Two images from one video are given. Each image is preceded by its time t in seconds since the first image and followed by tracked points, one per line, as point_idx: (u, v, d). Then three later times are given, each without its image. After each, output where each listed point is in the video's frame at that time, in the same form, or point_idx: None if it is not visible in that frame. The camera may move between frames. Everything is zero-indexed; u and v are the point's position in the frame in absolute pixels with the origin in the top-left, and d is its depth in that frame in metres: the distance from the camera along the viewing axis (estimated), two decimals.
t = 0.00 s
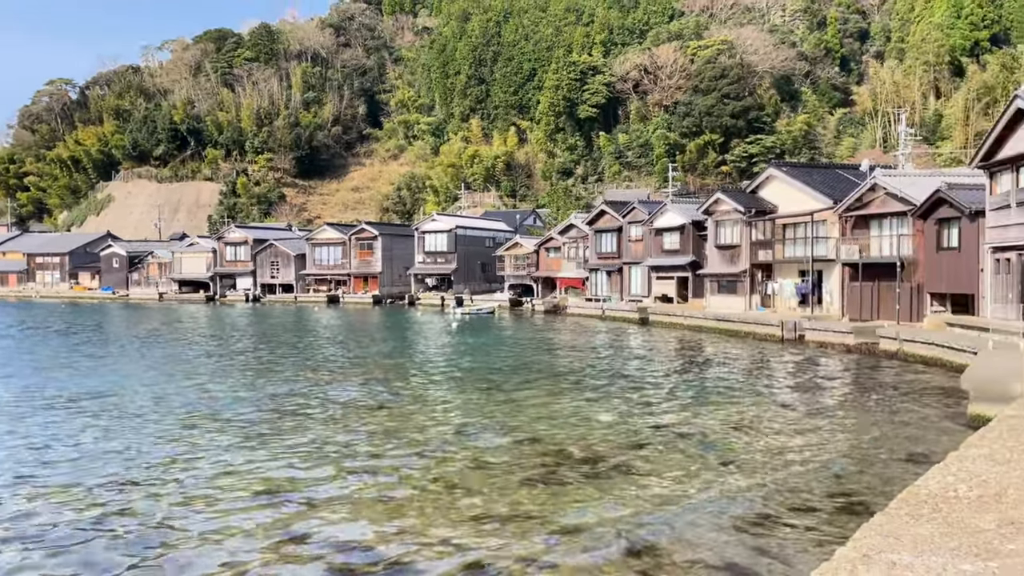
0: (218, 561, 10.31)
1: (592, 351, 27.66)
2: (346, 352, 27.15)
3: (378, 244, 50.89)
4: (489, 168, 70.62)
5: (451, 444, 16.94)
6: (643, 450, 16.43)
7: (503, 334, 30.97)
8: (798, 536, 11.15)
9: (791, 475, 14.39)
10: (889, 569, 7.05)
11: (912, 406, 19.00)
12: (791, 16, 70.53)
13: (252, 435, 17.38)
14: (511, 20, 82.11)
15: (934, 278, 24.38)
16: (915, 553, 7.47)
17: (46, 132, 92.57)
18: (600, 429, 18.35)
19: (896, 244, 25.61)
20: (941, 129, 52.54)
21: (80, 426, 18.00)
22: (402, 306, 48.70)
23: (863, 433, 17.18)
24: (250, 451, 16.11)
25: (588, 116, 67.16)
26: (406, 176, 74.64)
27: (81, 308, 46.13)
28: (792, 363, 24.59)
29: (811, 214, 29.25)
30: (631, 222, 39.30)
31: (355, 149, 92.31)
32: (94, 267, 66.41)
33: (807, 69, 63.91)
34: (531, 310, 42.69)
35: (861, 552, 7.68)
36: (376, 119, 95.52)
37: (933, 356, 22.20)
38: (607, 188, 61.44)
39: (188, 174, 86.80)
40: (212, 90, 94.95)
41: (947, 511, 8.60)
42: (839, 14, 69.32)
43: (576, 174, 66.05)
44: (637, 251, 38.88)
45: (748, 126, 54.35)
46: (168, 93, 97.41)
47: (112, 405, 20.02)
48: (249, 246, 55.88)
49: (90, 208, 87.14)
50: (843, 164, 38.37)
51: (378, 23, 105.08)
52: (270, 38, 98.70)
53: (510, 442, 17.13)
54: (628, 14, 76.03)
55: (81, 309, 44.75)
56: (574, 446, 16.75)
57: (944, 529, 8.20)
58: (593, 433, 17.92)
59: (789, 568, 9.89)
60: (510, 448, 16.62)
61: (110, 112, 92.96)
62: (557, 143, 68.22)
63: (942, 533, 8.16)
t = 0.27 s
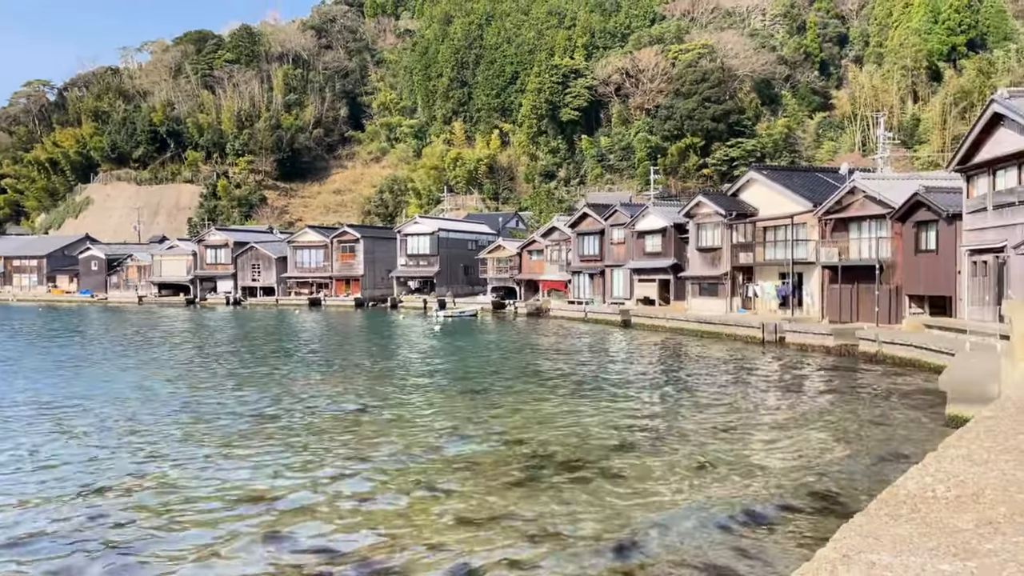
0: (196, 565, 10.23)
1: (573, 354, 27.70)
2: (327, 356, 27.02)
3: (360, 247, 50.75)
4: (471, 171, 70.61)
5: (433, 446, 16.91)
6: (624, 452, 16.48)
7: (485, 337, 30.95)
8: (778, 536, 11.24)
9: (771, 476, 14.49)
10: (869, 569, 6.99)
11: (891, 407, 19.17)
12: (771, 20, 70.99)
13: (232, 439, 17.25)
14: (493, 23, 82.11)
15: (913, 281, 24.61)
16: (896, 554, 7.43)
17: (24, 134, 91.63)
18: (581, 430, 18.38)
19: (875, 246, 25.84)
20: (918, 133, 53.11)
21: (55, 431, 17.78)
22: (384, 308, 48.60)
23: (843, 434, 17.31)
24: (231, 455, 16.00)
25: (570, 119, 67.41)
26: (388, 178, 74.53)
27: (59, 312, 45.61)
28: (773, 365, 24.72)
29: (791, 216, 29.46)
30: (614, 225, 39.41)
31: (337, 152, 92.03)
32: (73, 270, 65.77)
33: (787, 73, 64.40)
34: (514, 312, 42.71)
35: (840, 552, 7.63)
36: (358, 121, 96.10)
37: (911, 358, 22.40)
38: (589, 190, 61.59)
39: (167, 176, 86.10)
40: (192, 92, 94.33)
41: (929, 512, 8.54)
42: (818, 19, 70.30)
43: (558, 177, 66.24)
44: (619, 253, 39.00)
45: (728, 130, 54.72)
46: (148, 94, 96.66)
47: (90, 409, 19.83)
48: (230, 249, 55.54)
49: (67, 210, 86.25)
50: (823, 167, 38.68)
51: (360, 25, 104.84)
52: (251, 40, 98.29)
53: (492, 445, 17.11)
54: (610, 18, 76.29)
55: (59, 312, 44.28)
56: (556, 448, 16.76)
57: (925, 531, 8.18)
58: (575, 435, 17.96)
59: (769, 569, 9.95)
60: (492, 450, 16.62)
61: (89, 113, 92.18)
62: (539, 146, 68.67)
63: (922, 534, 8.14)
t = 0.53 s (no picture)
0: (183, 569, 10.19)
1: (561, 356, 27.71)
2: (316, 359, 26.92)
3: (348, 250, 50.64)
4: (459, 173, 70.52)
5: (422, 448, 16.90)
6: (612, 453, 16.52)
7: (472, 340, 30.94)
8: (765, 537, 11.30)
9: (758, 477, 14.56)
10: (856, 570, 7.01)
11: (878, 408, 19.28)
12: (758, 24, 71.23)
13: (219, 443, 17.18)
14: (482, 25, 82.12)
15: (899, 283, 24.75)
16: (882, 554, 7.48)
17: (9, 136, 90.97)
18: (569, 433, 18.41)
19: (862, 249, 25.97)
20: (904, 136, 53.44)
21: (39, 435, 17.64)
22: (373, 311, 48.50)
23: (829, 435, 17.42)
24: (218, 458, 15.96)
25: (558, 122, 67.51)
26: (377, 181, 74.40)
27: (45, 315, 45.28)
28: (760, 367, 24.81)
29: (778, 219, 29.58)
30: (602, 228, 39.47)
31: (325, 154, 91.75)
32: (59, 273, 65.29)
33: (774, 77, 64.65)
34: (502, 315, 42.69)
35: (827, 553, 7.65)
36: (347, 124, 96.07)
37: (897, 360, 22.51)
38: (577, 193, 61.67)
39: (154, 179, 85.62)
40: (179, 94, 93.88)
41: (915, 514, 8.60)
42: (805, 22, 70.72)
43: (547, 179, 66.30)
44: (607, 256, 39.05)
45: (716, 133, 54.85)
46: (134, 96, 96.15)
47: (75, 413, 19.70)
48: (217, 252, 55.31)
49: (53, 213, 85.58)
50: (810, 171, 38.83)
51: (349, 27, 104.71)
52: (238, 43, 98.10)
53: (479, 447, 17.11)
54: (598, 21, 76.45)
55: (45, 316, 43.93)
56: (544, 450, 16.77)
57: (910, 532, 8.23)
58: (563, 437, 17.97)
59: (756, 569, 10.00)
60: (480, 452, 16.63)
61: (75, 115, 91.67)
62: (528, 149, 68.70)
63: (907, 534, 8.20)
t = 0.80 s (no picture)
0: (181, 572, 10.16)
1: (558, 358, 27.72)
2: (313, 361, 26.90)
3: (345, 252, 50.60)
4: (456, 176, 70.50)
5: (419, 450, 16.90)
6: (609, 455, 16.54)
7: (469, 342, 30.92)
8: (762, 539, 11.31)
9: (755, 479, 14.58)
10: (852, 572, 7.04)
11: (874, 409, 19.33)
12: (754, 25, 71.27)
13: (216, 445, 17.14)
14: (478, 27, 82.14)
15: (895, 285, 24.80)
16: (878, 555, 7.51)
17: (4, 138, 90.82)
18: (565, 434, 18.42)
19: (858, 250, 26.02)
20: (900, 138, 53.59)
21: (35, 438, 17.59)
22: (369, 313, 48.46)
23: (826, 436, 17.45)
24: (215, 460, 15.94)
25: (555, 124, 67.54)
26: (373, 183, 74.40)
27: (41, 317, 45.20)
28: (756, 369, 24.85)
29: (775, 221, 29.64)
30: (598, 230, 39.51)
31: (322, 156, 91.60)
32: (54, 276, 65.17)
33: (770, 79, 64.76)
34: (499, 317, 42.70)
35: (825, 555, 7.66)
36: (343, 126, 96.01)
37: (892, 361, 22.56)
38: (574, 196, 61.74)
39: (150, 181, 85.48)
40: (175, 97, 93.78)
41: (911, 515, 8.64)
42: (801, 25, 70.83)
43: (544, 181, 66.43)
44: (604, 258, 39.08)
45: (712, 135, 54.90)
46: (130, 99, 95.97)
47: (71, 415, 19.67)
48: (213, 254, 55.23)
49: (49, 216, 85.39)
50: (806, 172, 38.87)
51: (345, 29, 104.73)
52: (234, 45, 98.08)
53: (477, 449, 17.12)
54: (594, 23, 76.49)
55: (41, 318, 43.83)
56: (542, 452, 16.78)
57: (905, 533, 8.27)
58: (560, 439, 17.97)
59: (752, 570, 10.03)
60: (477, 454, 16.63)
61: (71, 117, 91.58)
62: (524, 152, 68.72)
63: (903, 536, 8.23)
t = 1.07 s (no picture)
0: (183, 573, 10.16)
1: (560, 360, 27.73)
2: (315, 362, 26.93)
3: (347, 253, 50.63)
4: (457, 177, 70.58)
5: (421, 452, 16.89)
6: (612, 456, 16.54)
7: (472, 344, 30.94)
8: (767, 540, 11.29)
9: (757, 480, 14.59)
10: (856, 573, 7.03)
11: (877, 411, 19.30)
12: (756, 27, 71.28)
13: (217, 447, 17.14)
14: (480, 30, 82.28)
15: (897, 286, 24.78)
16: (881, 557, 7.50)
17: (8, 141, 91.04)
18: (567, 436, 18.41)
19: (860, 252, 26.01)
20: (902, 140, 53.59)
21: (36, 440, 17.60)
22: (372, 315, 48.48)
23: (828, 438, 17.44)
24: (217, 461, 15.94)
25: (557, 125, 67.63)
26: (375, 185, 74.48)
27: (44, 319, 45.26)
28: (759, 370, 24.84)
29: (777, 223, 29.64)
30: (600, 231, 39.53)
31: (324, 158, 91.67)
32: (57, 278, 65.27)
33: (772, 81, 64.82)
34: (501, 319, 42.72)
35: (827, 557, 7.66)
36: (345, 128, 96.06)
37: (895, 363, 22.54)
38: (576, 197, 61.82)
39: (153, 183, 85.61)
40: (178, 99, 93.95)
41: (913, 517, 8.64)
42: (803, 26, 70.87)
43: (546, 183, 66.56)
44: (606, 259, 39.08)
45: (714, 136, 54.96)
46: (133, 101, 96.14)
47: (74, 417, 19.69)
48: (216, 256, 55.30)
49: (52, 218, 85.51)
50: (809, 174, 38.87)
51: (348, 32, 104.93)
52: (237, 47, 98.20)
53: (479, 450, 17.11)
54: (596, 25, 76.54)
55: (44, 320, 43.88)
56: (544, 453, 16.78)
57: (908, 535, 8.27)
58: (563, 441, 17.97)
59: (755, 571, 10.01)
60: (480, 455, 16.64)
61: (74, 120, 91.81)
62: (526, 153, 68.79)
63: (906, 538, 8.23)
